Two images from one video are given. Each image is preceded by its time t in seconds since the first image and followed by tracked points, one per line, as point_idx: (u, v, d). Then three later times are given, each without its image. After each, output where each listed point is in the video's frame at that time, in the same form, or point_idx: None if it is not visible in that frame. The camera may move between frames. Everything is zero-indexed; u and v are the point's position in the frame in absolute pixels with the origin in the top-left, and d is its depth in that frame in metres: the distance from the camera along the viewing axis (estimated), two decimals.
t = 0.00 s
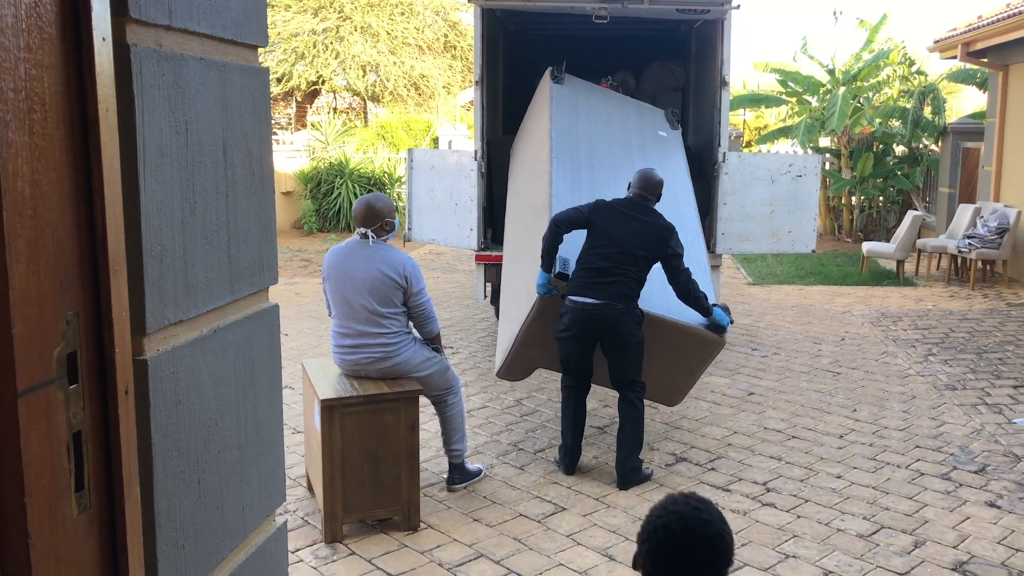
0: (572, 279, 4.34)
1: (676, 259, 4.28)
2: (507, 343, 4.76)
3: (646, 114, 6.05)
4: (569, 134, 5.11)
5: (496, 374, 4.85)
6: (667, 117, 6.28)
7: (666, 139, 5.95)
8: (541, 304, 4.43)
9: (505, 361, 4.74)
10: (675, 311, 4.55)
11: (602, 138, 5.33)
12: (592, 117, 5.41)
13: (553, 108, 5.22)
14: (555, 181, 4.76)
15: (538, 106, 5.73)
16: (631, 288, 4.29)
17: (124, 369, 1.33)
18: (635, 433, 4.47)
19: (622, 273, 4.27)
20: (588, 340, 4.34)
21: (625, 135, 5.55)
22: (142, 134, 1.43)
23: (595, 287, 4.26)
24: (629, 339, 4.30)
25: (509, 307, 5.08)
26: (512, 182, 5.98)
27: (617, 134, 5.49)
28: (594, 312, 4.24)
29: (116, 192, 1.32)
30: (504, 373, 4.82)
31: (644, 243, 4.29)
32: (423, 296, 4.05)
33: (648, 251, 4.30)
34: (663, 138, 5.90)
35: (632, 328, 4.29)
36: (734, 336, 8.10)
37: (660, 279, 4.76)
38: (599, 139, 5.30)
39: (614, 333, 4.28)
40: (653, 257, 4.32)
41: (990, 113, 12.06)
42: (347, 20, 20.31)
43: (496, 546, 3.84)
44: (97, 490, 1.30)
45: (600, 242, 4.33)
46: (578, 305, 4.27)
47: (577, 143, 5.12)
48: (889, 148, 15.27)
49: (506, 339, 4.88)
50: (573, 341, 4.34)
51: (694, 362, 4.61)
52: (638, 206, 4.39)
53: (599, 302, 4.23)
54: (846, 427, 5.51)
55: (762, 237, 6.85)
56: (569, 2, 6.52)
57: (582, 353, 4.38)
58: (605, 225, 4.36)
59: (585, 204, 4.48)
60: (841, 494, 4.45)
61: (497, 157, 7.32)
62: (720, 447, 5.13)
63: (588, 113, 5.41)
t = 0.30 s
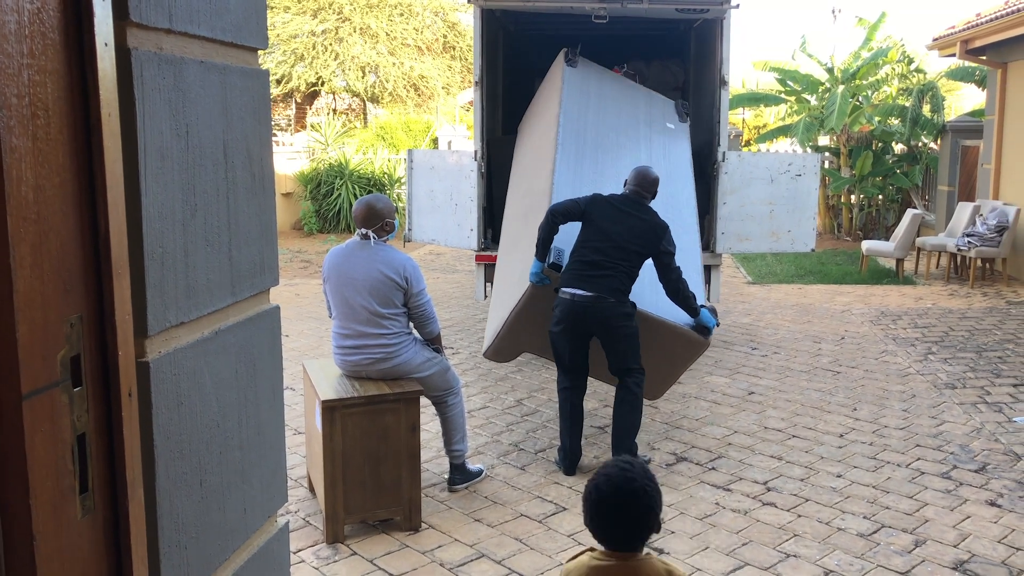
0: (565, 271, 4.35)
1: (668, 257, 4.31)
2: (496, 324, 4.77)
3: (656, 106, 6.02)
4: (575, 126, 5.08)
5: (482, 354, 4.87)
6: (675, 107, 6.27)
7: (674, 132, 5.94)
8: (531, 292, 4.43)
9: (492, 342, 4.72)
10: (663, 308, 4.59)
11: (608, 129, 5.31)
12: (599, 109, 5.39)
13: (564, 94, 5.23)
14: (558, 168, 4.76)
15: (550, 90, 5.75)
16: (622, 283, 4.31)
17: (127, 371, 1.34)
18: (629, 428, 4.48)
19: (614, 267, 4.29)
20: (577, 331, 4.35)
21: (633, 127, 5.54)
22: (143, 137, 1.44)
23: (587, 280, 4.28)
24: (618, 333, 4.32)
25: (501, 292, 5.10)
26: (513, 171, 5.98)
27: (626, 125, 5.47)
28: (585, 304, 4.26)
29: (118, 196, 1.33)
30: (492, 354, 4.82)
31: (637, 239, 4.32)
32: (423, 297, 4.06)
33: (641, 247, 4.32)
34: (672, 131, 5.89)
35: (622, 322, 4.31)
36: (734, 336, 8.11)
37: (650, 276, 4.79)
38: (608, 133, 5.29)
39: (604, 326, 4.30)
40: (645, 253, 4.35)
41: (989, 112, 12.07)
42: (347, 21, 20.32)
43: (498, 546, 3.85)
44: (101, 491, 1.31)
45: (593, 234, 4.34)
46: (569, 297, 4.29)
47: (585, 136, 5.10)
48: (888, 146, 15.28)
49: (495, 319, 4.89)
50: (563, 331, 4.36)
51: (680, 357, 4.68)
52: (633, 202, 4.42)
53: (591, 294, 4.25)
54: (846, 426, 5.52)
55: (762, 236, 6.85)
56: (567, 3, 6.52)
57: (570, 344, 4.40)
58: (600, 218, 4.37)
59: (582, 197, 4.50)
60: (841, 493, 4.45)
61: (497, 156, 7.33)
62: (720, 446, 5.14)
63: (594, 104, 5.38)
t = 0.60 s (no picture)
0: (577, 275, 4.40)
1: (675, 265, 4.41)
2: (496, 324, 4.75)
3: (649, 115, 6.16)
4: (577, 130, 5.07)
5: (479, 355, 4.85)
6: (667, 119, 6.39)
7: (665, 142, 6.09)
8: (540, 293, 4.44)
9: (492, 342, 4.71)
10: (666, 315, 4.69)
11: (606, 135, 5.33)
12: (599, 115, 5.41)
13: (565, 97, 5.20)
14: (562, 173, 4.74)
15: (547, 90, 5.72)
16: (634, 289, 4.39)
17: (126, 377, 1.34)
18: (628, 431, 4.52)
19: (627, 273, 4.36)
20: (589, 335, 4.41)
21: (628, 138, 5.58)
22: (142, 143, 1.44)
23: (601, 285, 4.34)
24: (628, 338, 4.41)
25: (497, 293, 5.09)
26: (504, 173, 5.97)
27: (621, 134, 5.51)
28: (599, 309, 4.32)
29: (118, 202, 1.33)
30: (487, 354, 4.79)
31: (648, 246, 4.40)
32: (422, 302, 4.06)
33: (652, 254, 4.40)
34: (664, 142, 6.05)
35: (632, 327, 4.39)
36: (733, 340, 8.12)
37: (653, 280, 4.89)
38: (607, 141, 5.31)
39: (615, 331, 4.38)
40: (655, 260, 4.43)
41: (987, 116, 12.08)
42: (345, 25, 20.33)
43: (497, 551, 3.84)
44: (101, 498, 1.31)
45: (607, 239, 4.39)
46: (583, 301, 4.35)
47: (585, 140, 5.10)
48: (886, 150, 15.30)
49: (493, 321, 4.88)
50: (574, 334, 4.41)
51: (676, 363, 4.76)
52: (645, 208, 4.49)
53: (604, 299, 4.32)
54: (846, 430, 5.53)
55: (761, 241, 6.86)
56: (565, 6, 6.53)
57: (580, 347, 4.45)
58: (613, 223, 4.43)
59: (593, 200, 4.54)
60: (841, 497, 4.45)
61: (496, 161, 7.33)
62: (720, 450, 5.14)
63: (593, 108, 5.38)
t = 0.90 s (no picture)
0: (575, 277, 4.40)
1: (672, 266, 4.41)
2: (495, 326, 4.76)
3: (642, 114, 6.18)
4: (571, 131, 5.08)
5: (478, 356, 4.86)
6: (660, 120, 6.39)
7: (659, 142, 6.10)
8: (538, 296, 4.44)
9: (490, 344, 4.71)
10: (663, 315, 4.71)
11: (599, 136, 5.33)
12: (592, 115, 5.41)
13: (558, 98, 5.19)
14: (557, 175, 4.74)
15: (539, 91, 5.72)
16: (633, 290, 4.39)
17: (123, 380, 1.34)
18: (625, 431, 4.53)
19: (625, 274, 4.36)
20: (588, 337, 4.42)
21: (621, 139, 5.57)
22: (139, 145, 1.44)
23: (599, 287, 4.35)
24: (626, 339, 4.42)
25: (494, 294, 5.10)
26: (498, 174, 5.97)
27: (614, 135, 5.51)
28: (597, 311, 4.33)
29: (114, 206, 1.33)
30: (486, 356, 4.80)
31: (646, 248, 4.39)
32: (419, 305, 4.06)
33: (650, 255, 4.40)
34: (657, 141, 6.05)
35: (631, 328, 4.40)
36: (731, 341, 8.12)
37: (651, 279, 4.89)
38: (600, 143, 5.31)
39: (614, 332, 4.39)
40: (653, 261, 4.43)
41: (983, 116, 12.09)
42: (342, 28, 20.32)
43: (495, 553, 3.84)
44: (97, 503, 1.31)
45: (604, 241, 4.39)
46: (581, 303, 4.36)
47: (580, 141, 5.10)
48: (884, 151, 15.31)
49: (491, 323, 4.89)
50: (573, 336, 4.42)
51: (672, 362, 4.77)
52: (643, 210, 4.48)
53: (603, 301, 4.33)
54: (844, 430, 5.53)
55: (758, 241, 6.88)
56: (562, 8, 6.54)
57: (580, 348, 4.45)
58: (611, 225, 4.42)
59: (590, 202, 4.53)
60: (839, 498, 4.46)
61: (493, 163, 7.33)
62: (718, 452, 5.14)
63: (586, 108, 5.38)
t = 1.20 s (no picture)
0: (575, 274, 4.40)
1: (670, 264, 4.40)
2: (494, 323, 4.76)
3: (641, 114, 6.18)
4: (571, 130, 5.08)
5: (477, 353, 4.86)
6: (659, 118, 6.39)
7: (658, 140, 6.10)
8: (538, 293, 4.44)
9: (489, 340, 4.72)
10: (662, 313, 4.71)
11: (598, 134, 5.33)
12: (591, 113, 5.42)
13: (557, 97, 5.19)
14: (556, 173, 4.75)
15: (540, 90, 5.71)
16: (632, 287, 4.39)
17: (122, 377, 1.33)
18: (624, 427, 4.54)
19: (624, 271, 4.36)
20: (587, 333, 4.41)
21: (620, 137, 5.58)
22: (136, 142, 1.44)
23: (598, 283, 4.34)
24: (625, 336, 4.42)
25: (494, 291, 5.10)
26: (497, 173, 5.96)
27: (614, 133, 5.51)
28: (596, 307, 4.33)
29: (112, 203, 1.32)
30: (486, 352, 4.81)
31: (646, 245, 4.38)
32: (417, 302, 4.05)
33: (649, 253, 4.39)
34: (656, 140, 6.05)
35: (629, 325, 4.40)
36: (730, 339, 8.13)
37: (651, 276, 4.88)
38: (600, 142, 5.30)
39: (612, 329, 4.39)
40: (652, 259, 4.42)
41: (981, 114, 12.11)
42: (340, 26, 20.29)
43: (494, 551, 3.84)
44: (96, 499, 1.31)
45: (604, 238, 4.38)
46: (580, 299, 4.36)
47: (579, 139, 5.11)
48: (881, 149, 15.33)
49: (490, 320, 4.89)
50: (572, 332, 4.41)
51: (671, 360, 4.78)
52: (643, 208, 4.47)
53: (602, 297, 4.33)
54: (842, 428, 5.53)
55: (756, 239, 6.87)
56: (560, 5, 6.53)
57: (579, 345, 4.44)
58: (610, 222, 4.41)
59: (590, 200, 4.53)
60: (838, 496, 4.46)
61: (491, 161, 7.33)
62: (716, 449, 5.14)
63: (586, 106, 5.39)
